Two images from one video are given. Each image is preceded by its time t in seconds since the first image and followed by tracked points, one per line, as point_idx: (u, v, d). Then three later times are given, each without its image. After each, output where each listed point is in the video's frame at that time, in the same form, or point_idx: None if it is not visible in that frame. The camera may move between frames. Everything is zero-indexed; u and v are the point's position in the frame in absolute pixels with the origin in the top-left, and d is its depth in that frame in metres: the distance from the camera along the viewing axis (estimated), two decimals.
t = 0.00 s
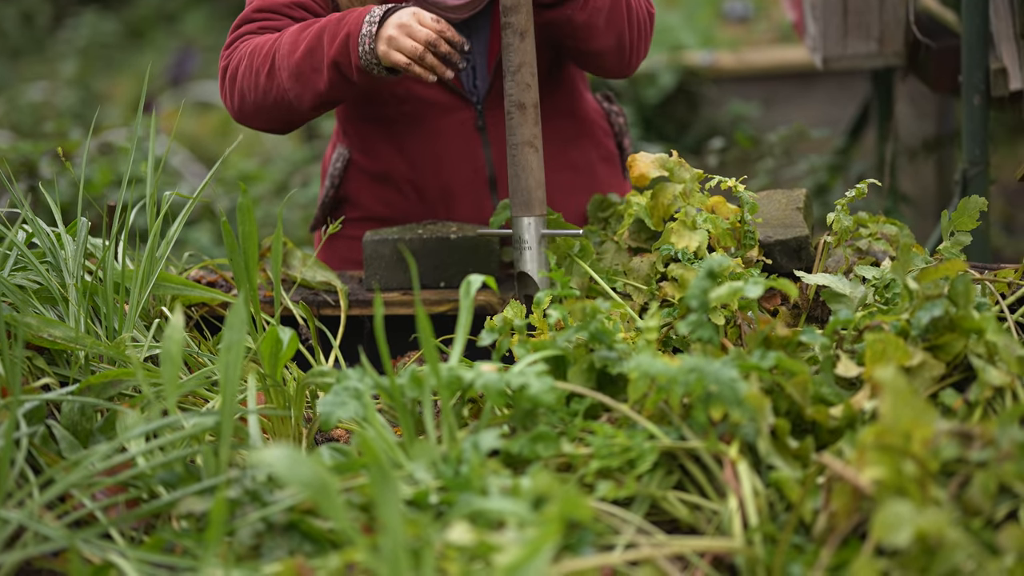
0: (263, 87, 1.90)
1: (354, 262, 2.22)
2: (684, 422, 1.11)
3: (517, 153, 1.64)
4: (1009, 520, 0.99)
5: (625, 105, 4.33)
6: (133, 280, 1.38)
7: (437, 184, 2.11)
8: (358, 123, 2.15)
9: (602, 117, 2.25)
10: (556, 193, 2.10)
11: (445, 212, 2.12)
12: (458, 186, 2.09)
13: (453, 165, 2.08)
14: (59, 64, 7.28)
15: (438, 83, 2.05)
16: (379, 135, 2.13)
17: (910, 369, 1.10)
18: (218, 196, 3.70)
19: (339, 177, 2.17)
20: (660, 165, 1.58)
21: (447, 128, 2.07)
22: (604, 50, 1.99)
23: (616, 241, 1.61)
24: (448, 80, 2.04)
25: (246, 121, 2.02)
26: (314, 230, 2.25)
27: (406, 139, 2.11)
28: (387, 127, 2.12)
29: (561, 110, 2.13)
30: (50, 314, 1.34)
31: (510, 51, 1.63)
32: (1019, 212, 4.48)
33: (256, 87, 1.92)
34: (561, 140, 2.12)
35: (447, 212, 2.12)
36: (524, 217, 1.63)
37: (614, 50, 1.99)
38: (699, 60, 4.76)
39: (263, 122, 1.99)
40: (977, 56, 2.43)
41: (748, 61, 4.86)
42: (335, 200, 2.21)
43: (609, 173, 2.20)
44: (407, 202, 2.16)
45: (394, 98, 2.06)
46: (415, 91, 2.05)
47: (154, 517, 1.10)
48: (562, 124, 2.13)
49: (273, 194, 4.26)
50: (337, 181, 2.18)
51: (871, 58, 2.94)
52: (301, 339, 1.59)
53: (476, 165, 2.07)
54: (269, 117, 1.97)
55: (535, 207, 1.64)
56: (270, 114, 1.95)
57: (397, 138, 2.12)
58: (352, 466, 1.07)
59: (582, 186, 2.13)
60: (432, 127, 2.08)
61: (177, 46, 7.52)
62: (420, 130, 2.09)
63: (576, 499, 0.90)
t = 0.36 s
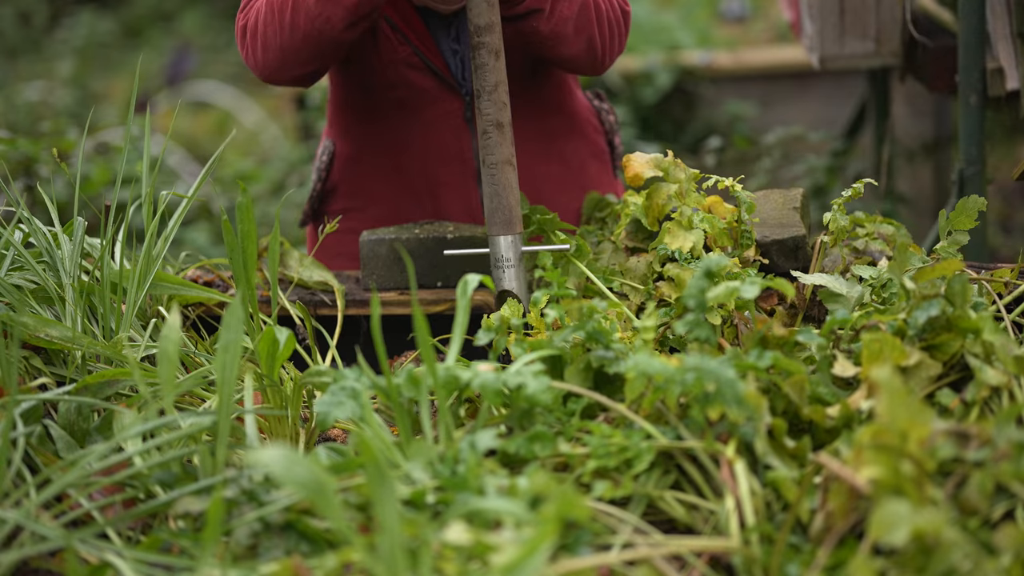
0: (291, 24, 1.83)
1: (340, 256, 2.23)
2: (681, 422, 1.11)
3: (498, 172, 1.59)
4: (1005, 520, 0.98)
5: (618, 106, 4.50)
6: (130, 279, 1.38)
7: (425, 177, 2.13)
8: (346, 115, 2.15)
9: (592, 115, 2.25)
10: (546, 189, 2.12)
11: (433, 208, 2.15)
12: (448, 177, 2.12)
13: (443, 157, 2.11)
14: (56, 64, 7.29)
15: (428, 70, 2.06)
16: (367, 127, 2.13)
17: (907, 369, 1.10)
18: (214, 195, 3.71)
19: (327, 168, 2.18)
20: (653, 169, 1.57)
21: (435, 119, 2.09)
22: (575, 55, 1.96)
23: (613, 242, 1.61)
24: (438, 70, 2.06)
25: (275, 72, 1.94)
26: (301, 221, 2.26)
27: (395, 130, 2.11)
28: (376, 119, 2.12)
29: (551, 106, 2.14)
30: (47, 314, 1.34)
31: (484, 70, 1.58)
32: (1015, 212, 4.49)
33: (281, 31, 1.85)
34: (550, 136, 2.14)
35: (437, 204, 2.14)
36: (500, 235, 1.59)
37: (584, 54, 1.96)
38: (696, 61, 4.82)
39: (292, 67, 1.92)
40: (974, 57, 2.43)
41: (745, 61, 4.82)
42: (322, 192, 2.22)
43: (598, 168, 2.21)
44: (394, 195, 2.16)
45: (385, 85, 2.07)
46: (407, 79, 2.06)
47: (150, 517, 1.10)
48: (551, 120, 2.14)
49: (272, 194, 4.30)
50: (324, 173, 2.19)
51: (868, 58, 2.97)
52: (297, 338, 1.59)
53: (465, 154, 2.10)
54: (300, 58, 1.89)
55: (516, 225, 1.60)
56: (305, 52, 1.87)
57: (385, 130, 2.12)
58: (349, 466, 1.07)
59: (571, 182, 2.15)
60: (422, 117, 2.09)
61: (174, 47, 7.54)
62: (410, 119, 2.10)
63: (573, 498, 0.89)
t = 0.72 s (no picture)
0: None
1: (333, 246, 2.23)
2: (679, 422, 1.11)
3: (470, 160, 1.65)
4: (1003, 520, 0.98)
5: (615, 108, 4.56)
6: (127, 280, 1.38)
7: (419, 163, 2.13)
8: (341, 100, 2.14)
9: (585, 113, 2.25)
10: (539, 181, 2.12)
11: (425, 196, 2.14)
12: (442, 166, 2.11)
13: (438, 144, 2.10)
14: (54, 64, 7.30)
15: (427, 52, 2.06)
16: (361, 112, 2.12)
17: (905, 369, 1.10)
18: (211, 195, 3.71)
19: (319, 155, 2.17)
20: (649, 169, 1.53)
21: (432, 104, 2.08)
22: (578, 38, 1.95)
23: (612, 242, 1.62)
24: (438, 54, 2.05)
25: (273, 17, 1.86)
26: (292, 214, 2.25)
27: (390, 114, 2.10)
28: (372, 103, 2.11)
29: (546, 98, 2.13)
30: (44, 314, 1.34)
31: (461, 57, 1.63)
32: (1013, 212, 4.49)
33: None
34: (545, 128, 2.13)
35: (430, 192, 2.13)
36: (472, 224, 1.66)
37: (586, 36, 1.95)
38: (694, 61, 4.80)
39: (292, 12, 1.85)
40: (973, 57, 2.44)
41: (744, 62, 4.81)
42: (314, 180, 2.21)
43: (592, 166, 2.20)
44: (387, 183, 2.15)
45: (383, 66, 2.08)
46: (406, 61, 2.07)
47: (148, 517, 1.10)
48: (545, 110, 2.14)
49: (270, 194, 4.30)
50: (317, 161, 2.18)
51: (866, 58, 2.98)
52: (295, 338, 1.59)
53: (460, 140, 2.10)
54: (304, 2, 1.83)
55: (487, 211, 1.67)
56: None
57: (380, 115, 2.11)
58: (347, 466, 1.07)
59: (563, 176, 2.14)
60: (417, 99, 2.08)
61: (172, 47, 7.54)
62: (406, 101, 2.09)
63: (570, 498, 0.89)
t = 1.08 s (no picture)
0: None
1: (332, 247, 2.22)
2: (678, 423, 1.11)
3: (471, 183, 1.67)
4: (1003, 521, 0.98)
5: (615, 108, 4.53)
6: (127, 280, 1.38)
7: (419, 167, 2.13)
8: (344, 99, 2.14)
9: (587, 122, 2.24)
10: (538, 189, 2.12)
11: (424, 201, 2.15)
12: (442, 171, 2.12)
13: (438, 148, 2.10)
14: (54, 64, 7.30)
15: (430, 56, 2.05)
16: (363, 114, 2.13)
17: (905, 370, 1.10)
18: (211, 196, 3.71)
19: (321, 154, 2.17)
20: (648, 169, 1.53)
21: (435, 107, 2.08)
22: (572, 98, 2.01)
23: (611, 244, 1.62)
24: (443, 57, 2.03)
25: (257, 39, 1.88)
26: (292, 211, 2.25)
27: (391, 118, 2.11)
28: (374, 105, 2.11)
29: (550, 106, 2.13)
30: (44, 314, 1.34)
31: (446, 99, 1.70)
32: (1013, 212, 4.49)
33: None
34: (547, 136, 2.13)
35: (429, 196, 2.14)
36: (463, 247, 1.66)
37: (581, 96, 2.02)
38: (694, 61, 4.76)
39: (273, 36, 1.87)
40: (973, 57, 2.44)
41: (744, 62, 4.80)
42: (316, 177, 2.21)
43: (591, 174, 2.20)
44: (387, 185, 2.15)
45: (387, 68, 2.08)
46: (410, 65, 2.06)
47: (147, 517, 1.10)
48: (545, 119, 2.13)
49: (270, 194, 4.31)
50: (318, 159, 2.19)
51: (866, 58, 2.98)
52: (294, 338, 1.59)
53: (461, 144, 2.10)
54: (284, 28, 1.84)
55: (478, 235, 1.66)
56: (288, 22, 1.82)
57: (382, 118, 2.11)
58: (347, 467, 1.07)
59: (563, 184, 2.14)
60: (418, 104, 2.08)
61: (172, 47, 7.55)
62: (409, 105, 2.09)
63: (570, 498, 0.89)
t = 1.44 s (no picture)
0: None
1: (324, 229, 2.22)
2: (678, 423, 1.11)
3: (463, 202, 1.68)
4: (1003, 521, 0.98)
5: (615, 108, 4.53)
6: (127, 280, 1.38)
7: (415, 162, 2.14)
8: (348, 83, 2.13)
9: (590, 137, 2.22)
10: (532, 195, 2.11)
11: (415, 198, 2.15)
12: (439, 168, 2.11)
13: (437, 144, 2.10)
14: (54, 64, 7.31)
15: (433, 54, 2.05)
16: (367, 99, 2.12)
17: (905, 370, 1.10)
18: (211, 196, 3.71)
19: (321, 133, 2.16)
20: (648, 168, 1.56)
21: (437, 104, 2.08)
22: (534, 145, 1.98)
23: (613, 244, 1.61)
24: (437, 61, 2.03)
25: None
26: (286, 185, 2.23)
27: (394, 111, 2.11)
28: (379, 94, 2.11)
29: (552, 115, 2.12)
30: (45, 315, 1.34)
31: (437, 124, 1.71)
32: (1013, 212, 4.49)
33: None
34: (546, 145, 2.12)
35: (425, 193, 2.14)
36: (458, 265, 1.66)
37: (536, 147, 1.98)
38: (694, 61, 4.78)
39: None
40: (973, 58, 2.44)
41: (743, 62, 4.82)
42: (313, 156, 2.20)
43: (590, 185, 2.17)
44: (384, 175, 2.15)
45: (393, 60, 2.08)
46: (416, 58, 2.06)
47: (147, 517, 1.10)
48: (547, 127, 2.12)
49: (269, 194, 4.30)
50: (317, 138, 2.17)
51: (866, 59, 2.98)
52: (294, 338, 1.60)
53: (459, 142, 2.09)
54: None
55: (467, 251, 1.67)
56: None
57: (384, 108, 2.11)
58: (348, 466, 1.07)
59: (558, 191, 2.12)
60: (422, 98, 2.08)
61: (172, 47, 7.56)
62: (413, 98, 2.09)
63: (570, 499, 0.89)
